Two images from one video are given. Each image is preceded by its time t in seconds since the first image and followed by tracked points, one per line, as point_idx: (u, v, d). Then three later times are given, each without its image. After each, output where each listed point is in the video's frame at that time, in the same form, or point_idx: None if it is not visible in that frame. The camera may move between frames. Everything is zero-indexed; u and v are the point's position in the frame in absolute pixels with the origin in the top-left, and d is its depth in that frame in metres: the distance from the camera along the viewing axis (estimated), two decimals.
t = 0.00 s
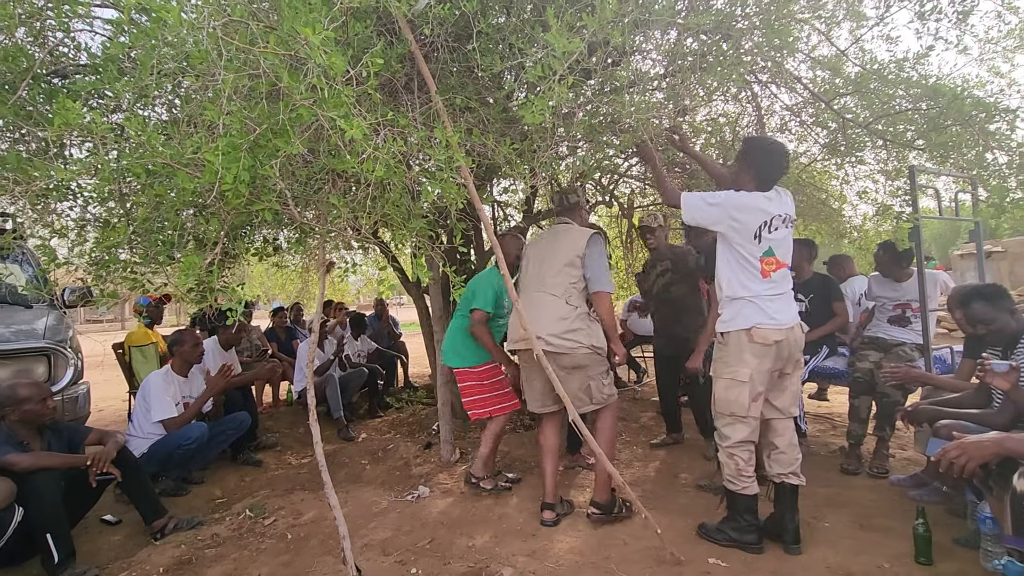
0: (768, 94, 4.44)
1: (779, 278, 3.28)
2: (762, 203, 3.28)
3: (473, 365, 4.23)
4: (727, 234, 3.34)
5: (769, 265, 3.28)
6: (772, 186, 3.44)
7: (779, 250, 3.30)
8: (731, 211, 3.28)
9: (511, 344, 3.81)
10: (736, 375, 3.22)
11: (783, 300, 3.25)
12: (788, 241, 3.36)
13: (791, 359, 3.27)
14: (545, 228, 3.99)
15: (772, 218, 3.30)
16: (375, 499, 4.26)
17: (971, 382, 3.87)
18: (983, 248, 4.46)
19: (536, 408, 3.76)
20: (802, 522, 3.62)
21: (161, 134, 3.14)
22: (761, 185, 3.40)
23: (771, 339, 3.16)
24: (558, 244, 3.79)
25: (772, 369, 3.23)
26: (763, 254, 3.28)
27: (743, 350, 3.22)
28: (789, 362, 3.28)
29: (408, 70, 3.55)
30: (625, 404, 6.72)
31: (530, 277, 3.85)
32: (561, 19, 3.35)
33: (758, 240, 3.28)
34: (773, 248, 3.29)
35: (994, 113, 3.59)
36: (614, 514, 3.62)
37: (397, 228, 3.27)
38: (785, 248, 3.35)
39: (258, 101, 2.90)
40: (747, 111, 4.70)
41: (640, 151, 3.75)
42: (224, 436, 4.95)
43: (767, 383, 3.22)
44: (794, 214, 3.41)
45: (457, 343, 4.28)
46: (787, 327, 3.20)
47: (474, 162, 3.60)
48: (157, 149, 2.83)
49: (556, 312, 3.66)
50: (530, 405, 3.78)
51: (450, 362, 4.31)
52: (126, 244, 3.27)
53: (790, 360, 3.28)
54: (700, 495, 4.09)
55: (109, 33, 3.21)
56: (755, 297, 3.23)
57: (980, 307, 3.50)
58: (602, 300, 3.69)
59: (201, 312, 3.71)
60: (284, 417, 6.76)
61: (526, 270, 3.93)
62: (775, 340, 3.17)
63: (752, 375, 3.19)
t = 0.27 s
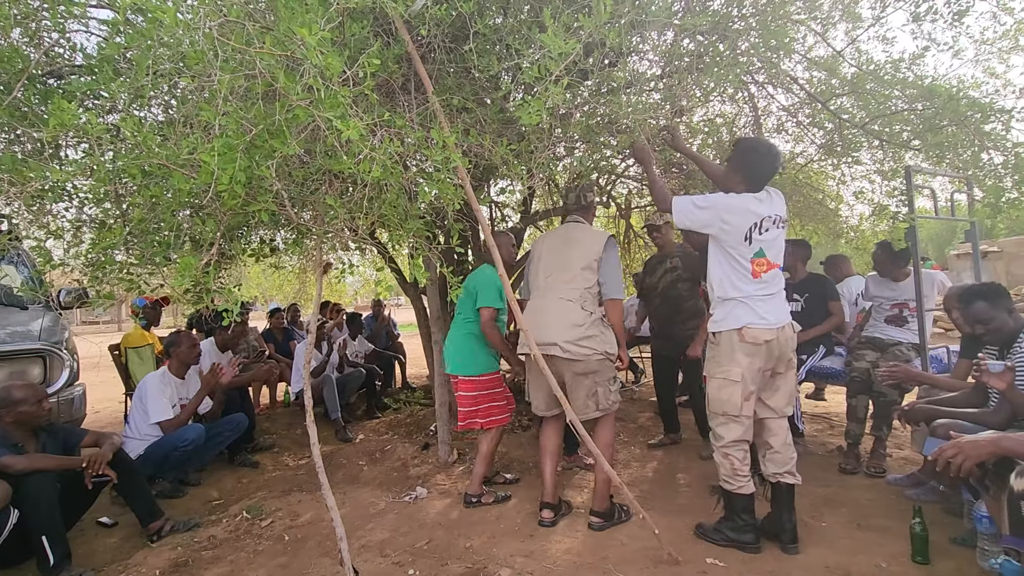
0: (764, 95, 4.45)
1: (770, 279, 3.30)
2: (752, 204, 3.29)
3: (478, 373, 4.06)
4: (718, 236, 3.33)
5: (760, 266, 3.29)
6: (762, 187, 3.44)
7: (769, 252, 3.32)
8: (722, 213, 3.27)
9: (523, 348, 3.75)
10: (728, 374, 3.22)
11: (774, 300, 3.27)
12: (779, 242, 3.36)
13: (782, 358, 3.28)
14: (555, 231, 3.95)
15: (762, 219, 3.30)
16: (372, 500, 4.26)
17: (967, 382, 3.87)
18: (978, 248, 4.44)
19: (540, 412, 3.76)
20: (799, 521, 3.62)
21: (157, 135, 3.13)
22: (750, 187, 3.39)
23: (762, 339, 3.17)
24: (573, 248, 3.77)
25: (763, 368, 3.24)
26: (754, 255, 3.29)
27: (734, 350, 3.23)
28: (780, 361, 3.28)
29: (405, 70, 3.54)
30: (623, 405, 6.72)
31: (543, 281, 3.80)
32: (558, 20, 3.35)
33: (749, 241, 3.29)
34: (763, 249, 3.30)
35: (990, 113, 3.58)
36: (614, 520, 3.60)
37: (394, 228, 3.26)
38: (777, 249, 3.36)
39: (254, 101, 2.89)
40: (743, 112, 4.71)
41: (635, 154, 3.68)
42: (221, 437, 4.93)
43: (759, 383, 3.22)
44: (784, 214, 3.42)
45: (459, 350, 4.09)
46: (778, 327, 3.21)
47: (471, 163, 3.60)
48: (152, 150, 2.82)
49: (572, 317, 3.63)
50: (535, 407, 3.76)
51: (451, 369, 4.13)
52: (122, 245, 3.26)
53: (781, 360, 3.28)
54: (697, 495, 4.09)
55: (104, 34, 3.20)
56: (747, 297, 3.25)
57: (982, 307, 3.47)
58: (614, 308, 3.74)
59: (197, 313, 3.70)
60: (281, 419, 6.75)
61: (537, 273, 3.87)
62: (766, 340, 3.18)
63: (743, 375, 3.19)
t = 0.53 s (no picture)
0: (763, 95, 4.46)
1: (764, 279, 3.29)
2: (744, 205, 3.30)
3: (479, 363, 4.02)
4: (711, 237, 3.36)
5: (753, 267, 3.29)
6: (755, 187, 3.45)
7: (762, 252, 3.31)
8: (714, 214, 3.30)
9: (539, 337, 3.68)
10: (722, 373, 3.23)
11: (769, 300, 3.26)
12: (772, 242, 3.36)
13: (776, 357, 3.28)
14: (565, 220, 3.93)
15: (755, 219, 3.31)
16: (371, 500, 4.25)
17: (966, 381, 3.86)
18: (977, 248, 4.45)
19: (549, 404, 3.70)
20: (798, 521, 3.62)
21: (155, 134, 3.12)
22: (743, 188, 3.41)
23: (755, 338, 3.17)
24: (588, 238, 3.77)
25: (756, 367, 3.24)
26: (747, 256, 3.30)
27: (728, 349, 3.23)
28: (774, 361, 3.28)
29: (403, 70, 3.54)
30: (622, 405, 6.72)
31: (558, 270, 3.77)
32: (557, 20, 3.35)
33: (741, 242, 3.30)
34: (756, 249, 3.30)
35: (988, 113, 3.59)
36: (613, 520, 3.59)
37: (393, 228, 3.26)
38: (770, 249, 3.36)
39: (252, 100, 2.89)
40: (742, 111, 4.71)
41: (631, 154, 3.64)
42: (220, 437, 4.93)
43: (753, 382, 3.23)
44: (778, 214, 3.41)
45: (463, 337, 4.04)
46: (771, 326, 3.21)
47: (469, 162, 3.60)
48: (150, 149, 2.81)
49: (592, 308, 3.63)
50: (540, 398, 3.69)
51: (454, 356, 4.06)
52: (120, 244, 3.25)
53: (776, 359, 3.28)
54: (696, 494, 4.09)
55: (103, 33, 3.20)
56: (740, 297, 3.25)
57: (981, 307, 3.46)
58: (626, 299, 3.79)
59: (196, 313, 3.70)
60: (280, 419, 6.74)
61: (550, 261, 3.82)
62: (759, 339, 3.18)
63: (737, 373, 3.20)
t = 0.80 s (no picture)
0: (762, 95, 4.46)
1: (756, 279, 3.29)
2: (735, 206, 3.29)
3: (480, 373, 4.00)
4: (702, 238, 3.36)
5: (744, 268, 3.29)
6: (747, 187, 3.44)
7: (754, 252, 3.31)
8: (704, 215, 3.29)
9: (543, 341, 3.64)
10: (716, 373, 3.24)
11: (761, 300, 3.26)
12: (764, 243, 3.36)
13: (770, 356, 3.28)
14: (561, 222, 3.90)
15: (746, 220, 3.30)
16: (370, 500, 4.25)
17: (965, 381, 3.87)
18: (976, 249, 4.47)
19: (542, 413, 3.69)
20: (797, 521, 3.63)
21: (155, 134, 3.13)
22: (734, 188, 3.41)
23: (747, 338, 3.18)
24: (587, 240, 3.75)
25: (749, 366, 3.25)
26: (738, 256, 3.29)
27: (721, 349, 3.24)
28: (768, 360, 3.29)
29: (403, 70, 3.54)
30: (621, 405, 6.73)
31: (558, 273, 3.74)
32: (556, 20, 3.35)
33: (732, 242, 3.29)
34: (748, 250, 3.30)
35: (987, 113, 3.60)
36: (613, 520, 3.59)
37: (393, 228, 3.26)
38: (762, 249, 3.35)
39: (252, 100, 2.89)
40: (741, 112, 4.73)
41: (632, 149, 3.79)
42: (219, 438, 4.92)
43: (747, 381, 3.24)
44: (771, 214, 3.40)
45: (463, 351, 4.02)
46: (764, 325, 3.21)
47: (469, 162, 3.60)
48: (150, 148, 2.81)
49: (597, 312, 3.62)
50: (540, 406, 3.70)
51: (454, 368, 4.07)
52: (120, 244, 3.25)
53: (770, 359, 3.29)
54: (695, 494, 4.09)
55: (102, 33, 3.20)
56: (732, 297, 3.26)
57: (977, 306, 3.48)
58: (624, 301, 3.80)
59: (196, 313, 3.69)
60: (279, 419, 6.74)
61: (549, 264, 3.79)
62: (751, 339, 3.19)
63: (731, 373, 3.21)
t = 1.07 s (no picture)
0: (762, 96, 4.47)
1: (752, 280, 3.29)
2: (730, 207, 3.30)
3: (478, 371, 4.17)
4: (697, 238, 3.38)
5: (739, 268, 3.29)
6: (743, 189, 3.44)
7: (749, 253, 3.31)
8: (699, 216, 3.31)
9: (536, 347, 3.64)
10: (713, 373, 3.25)
11: (757, 301, 3.26)
12: (760, 243, 3.36)
13: (765, 357, 3.29)
14: (546, 228, 3.92)
15: (742, 222, 3.31)
16: (370, 500, 4.25)
17: (965, 383, 3.86)
18: (974, 249, 4.47)
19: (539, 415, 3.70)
20: (797, 522, 3.62)
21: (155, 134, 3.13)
22: (728, 189, 3.42)
23: (743, 338, 3.18)
24: (571, 243, 3.76)
25: (746, 367, 3.26)
26: (733, 257, 3.30)
27: (718, 349, 3.24)
28: (764, 360, 3.29)
29: (403, 70, 3.55)
30: (621, 406, 6.73)
31: (546, 277, 3.75)
32: (557, 21, 3.36)
33: (727, 243, 3.30)
34: (743, 250, 3.31)
35: (987, 114, 3.61)
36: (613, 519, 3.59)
37: (393, 228, 3.26)
38: (758, 250, 3.35)
39: (252, 100, 2.89)
40: (741, 112, 4.74)
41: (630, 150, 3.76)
42: (218, 438, 4.92)
43: (743, 382, 3.25)
44: (767, 215, 3.40)
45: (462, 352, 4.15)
46: (759, 326, 3.21)
47: (469, 163, 3.60)
48: (150, 149, 2.81)
49: (586, 314, 3.61)
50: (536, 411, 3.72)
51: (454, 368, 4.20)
52: (120, 245, 3.25)
53: (765, 359, 3.29)
54: (695, 495, 4.09)
55: (103, 33, 3.20)
56: (727, 298, 3.26)
57: (975, 306, 3.48)
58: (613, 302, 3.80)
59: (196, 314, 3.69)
60: (279, 419, 6.74)
61: (537, 270, 3.80)
62: (747, 339, 3.19)
63: (727, 373, 3.21)
